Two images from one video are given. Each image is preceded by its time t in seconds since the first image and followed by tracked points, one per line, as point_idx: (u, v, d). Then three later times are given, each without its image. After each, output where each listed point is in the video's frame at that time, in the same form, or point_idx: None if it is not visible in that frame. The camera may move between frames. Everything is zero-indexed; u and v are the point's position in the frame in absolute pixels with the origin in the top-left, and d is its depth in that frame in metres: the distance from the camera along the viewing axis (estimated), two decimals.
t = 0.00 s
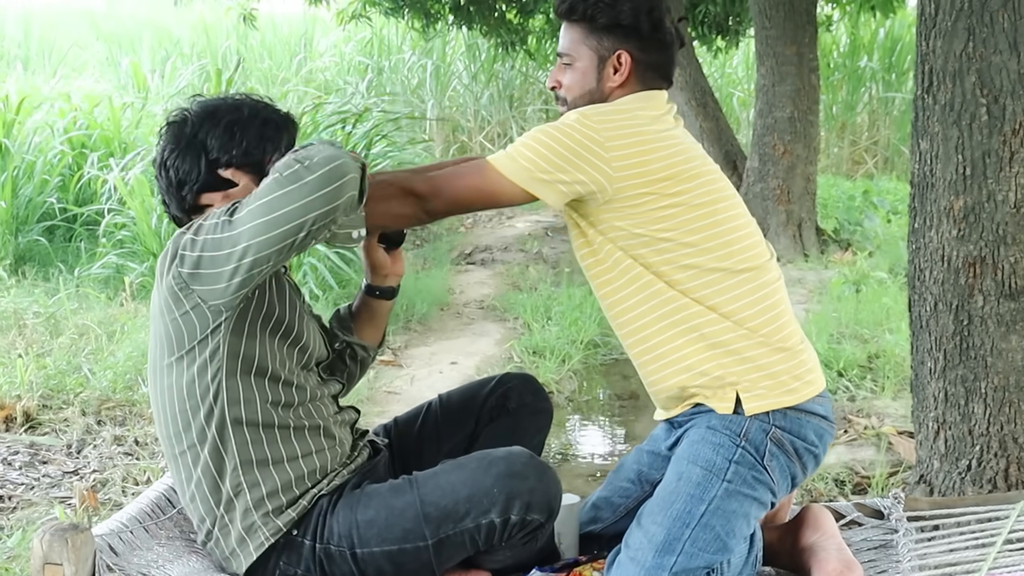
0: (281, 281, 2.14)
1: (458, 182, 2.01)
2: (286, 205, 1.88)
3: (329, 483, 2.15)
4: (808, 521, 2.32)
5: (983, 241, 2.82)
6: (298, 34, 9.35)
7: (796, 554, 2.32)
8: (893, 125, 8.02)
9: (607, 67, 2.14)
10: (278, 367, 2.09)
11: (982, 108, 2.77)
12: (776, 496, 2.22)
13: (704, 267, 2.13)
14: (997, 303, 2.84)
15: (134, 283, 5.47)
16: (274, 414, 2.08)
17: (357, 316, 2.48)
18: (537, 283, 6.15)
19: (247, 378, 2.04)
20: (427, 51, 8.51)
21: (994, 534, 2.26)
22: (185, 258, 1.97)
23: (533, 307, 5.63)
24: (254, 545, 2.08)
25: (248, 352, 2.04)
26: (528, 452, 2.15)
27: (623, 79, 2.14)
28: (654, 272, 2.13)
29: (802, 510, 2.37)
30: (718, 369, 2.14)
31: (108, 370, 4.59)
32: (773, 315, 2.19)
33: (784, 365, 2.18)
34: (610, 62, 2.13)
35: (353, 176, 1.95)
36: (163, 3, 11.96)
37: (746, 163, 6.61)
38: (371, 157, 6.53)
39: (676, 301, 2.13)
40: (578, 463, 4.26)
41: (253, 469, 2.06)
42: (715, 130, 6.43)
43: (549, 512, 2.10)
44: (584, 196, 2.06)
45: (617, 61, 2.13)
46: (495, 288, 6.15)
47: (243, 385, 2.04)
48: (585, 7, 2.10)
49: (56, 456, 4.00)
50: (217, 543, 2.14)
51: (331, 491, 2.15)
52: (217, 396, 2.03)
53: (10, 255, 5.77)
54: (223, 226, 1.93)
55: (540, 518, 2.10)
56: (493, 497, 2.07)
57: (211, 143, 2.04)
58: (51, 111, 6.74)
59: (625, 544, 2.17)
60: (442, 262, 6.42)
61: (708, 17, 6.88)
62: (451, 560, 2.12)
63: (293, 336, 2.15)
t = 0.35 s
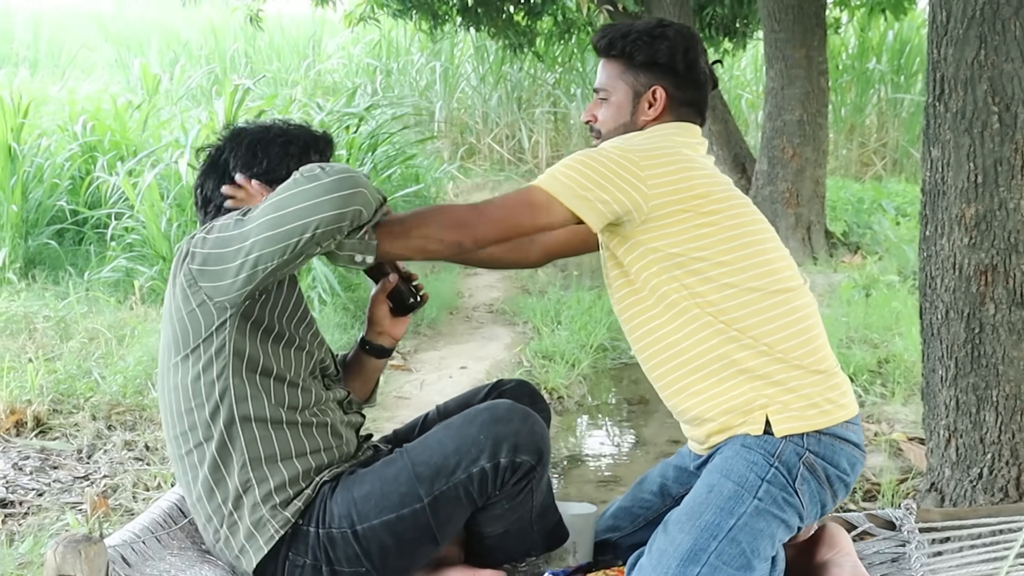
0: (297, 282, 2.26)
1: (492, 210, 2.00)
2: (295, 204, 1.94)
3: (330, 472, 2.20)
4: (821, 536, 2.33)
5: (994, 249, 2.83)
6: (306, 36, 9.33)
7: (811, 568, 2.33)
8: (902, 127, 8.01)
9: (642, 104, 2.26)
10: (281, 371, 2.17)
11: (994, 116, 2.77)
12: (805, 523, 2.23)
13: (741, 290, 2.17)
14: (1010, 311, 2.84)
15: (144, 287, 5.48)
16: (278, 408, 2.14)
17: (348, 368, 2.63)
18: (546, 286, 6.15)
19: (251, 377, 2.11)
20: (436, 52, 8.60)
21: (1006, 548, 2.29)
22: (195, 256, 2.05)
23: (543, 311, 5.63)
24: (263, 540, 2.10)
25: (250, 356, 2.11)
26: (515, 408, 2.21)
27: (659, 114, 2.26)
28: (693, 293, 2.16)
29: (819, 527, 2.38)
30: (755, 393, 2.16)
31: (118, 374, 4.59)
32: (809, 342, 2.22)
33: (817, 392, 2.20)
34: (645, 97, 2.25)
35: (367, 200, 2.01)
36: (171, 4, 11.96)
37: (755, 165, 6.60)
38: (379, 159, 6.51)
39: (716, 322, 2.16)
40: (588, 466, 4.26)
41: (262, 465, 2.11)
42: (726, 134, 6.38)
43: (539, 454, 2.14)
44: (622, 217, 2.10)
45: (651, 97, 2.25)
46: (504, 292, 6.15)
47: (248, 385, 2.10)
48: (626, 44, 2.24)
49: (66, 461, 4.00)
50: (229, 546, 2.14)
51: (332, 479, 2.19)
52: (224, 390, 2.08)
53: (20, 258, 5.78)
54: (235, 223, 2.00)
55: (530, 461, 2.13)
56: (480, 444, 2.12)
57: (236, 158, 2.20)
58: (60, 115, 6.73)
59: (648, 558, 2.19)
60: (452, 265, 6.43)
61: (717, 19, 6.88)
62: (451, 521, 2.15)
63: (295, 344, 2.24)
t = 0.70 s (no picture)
0: (312, 282, 2.28)
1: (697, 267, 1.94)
2: (317, 201, 2.02)
3: (347, 473, 2.20)
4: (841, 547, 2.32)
5: (1006, 252, 2.83)
6: (316, 37, 9.35)
7: None
8: (913, 128, 8.02)
9: (739, 109, 2.25)
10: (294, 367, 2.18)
11: (1005, 119, 2.78)
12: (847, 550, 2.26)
13: (874, 326, 2.23)
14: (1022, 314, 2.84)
15: (155, 288, 5.49)
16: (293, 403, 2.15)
17: (400, 365, 2.66)
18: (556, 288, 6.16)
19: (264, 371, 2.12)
20: (445, 53, 8.57)
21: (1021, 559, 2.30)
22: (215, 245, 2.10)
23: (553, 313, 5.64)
24: (273, 530, 2.10)
25: (262, 350, 2.12)
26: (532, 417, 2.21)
27: (752, 120, 2.24)
28: (838, 323, 2.19)
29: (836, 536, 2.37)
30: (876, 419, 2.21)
31: (129, 375, 4.60)
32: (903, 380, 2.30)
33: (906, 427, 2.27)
34: (740, 103, 2.23)
35: (401, 200, 2.10)
36: (182, 6, 12.00)
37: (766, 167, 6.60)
38: (390, 160, 6.52)
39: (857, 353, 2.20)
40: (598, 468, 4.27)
41: (275, 458, 2.11)
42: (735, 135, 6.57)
43: (552, 466, 2.15)
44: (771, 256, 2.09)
45: (746, 102, 2.23)
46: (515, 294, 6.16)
47: (261, 377, 2.12)
48: (712, 51, 2.23)
49: (78, 463, 4.01)
50: (238, 538, 2.15)
51: (348, 478, 2.20)
52: (236, 381, 2.10)
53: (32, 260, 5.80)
54: (258, 218, 2.07)
55: (544, 473, 2.14)
56: (494, 454, 2.13)
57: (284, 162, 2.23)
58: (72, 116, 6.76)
59: (694, 537, 2.26)
60: (462, 267, 6.45)
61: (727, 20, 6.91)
62: (463, 529, 2.16)
63: (309, 347, 2.24)
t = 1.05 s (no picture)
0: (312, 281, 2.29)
1: (879, 369, 1.81)
2: (286, 217, 2.01)
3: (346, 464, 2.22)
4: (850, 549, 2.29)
5: (1012, 251, 2.84)
6: (325, 38, 9.36)
7: None
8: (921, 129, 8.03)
9: (822, 176, 2.14)
10: (291, 363, 2.21)
11: (1011, 118, 2.81)
12: None
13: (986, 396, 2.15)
14: None
15: (162, 288, 5.50)
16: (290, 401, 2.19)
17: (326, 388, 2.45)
18: (564, 288, 6.16)
19: (262, 373, 2.16)
20: (454, 55, 8.56)
21: None
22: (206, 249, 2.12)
23: (560, 313, 5.64)
24: (278, 525, 2.14)
25: (258, 355, 2.15)
26: (534, 405, 2.20)
27: (836, 188, 2.14)
28: (958, 396, 2.10)
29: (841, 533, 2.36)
30: (982, 488, 2.14)
31: (137, 375, 4.61)
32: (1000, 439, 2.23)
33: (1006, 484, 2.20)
34: (825, 170, 2.13)
35: (370, 216, 2.08)
36: (191, 6, 12.03)
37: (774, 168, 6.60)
38: (397, 161, 6.54)
39: (979, 427, 2.13)
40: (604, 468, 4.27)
41: (275, 456, 2.15)
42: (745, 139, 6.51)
43: (552, 455, 2.13)
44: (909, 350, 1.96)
45: (830, 171, 2.12)
46: (522, 294, 6.16)
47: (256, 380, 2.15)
48: (801, 116, 2.13)
49: (85, 462, 4.02)
50: (238, 537, 2.18)
51: (349, 470, 2.22)
52: (232, 387, 2.14)
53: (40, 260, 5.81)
54: (238, 230, 2.09)
55: (542, 461, 2.13)
56: (493, 443, 2.13)
57: (267, 171, 2.24)
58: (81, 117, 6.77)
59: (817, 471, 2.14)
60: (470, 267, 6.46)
61: (735, 20, 6.94)
62: (465, 520, 2.16)
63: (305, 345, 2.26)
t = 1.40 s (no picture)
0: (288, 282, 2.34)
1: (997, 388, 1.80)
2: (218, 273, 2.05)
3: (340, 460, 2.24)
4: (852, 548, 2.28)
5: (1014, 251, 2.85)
6: (331, 38, 9.38)
7: None
8: (928, 130, 8.04)
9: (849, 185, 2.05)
10: (273, 367, 2.24)
11: (1013, 118, 2.81)
12: None
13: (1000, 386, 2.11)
14: None
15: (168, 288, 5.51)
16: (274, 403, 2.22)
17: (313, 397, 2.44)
18: (569, 288, 6.17)
19: (242, 380, 2.21)
20: (461, 55, 8.58)
21: None
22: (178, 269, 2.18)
23: (565, 313, 5.65)
24: (272, 524, 2.16)
25: (237, 365, 2.20)
26: (530, 403, 2.21)
27: (867, 189, 2.05)
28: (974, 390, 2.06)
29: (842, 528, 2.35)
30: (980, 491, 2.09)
31: (142, 374, 4.63)
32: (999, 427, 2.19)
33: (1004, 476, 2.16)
34: (850, 177, 2.04)
35: (297, 276, 2.04)
36: (197, 6, 12.04)
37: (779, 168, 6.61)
38: (403, 161, 6.55)
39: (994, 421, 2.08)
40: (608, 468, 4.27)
41: (264, 459, 2.18)
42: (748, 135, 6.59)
43: (548, 452, 2.14)
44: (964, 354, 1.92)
45: (855, 175, 2.04)
46: (527, 294, 6.17)
47: (236, 389, 2.20)
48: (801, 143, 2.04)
49: (90, 461, 4.03)
50: (234, 539, 2.22)
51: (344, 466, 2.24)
52: (210, 400, 2.20)
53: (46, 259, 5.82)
54: (199, 253, 2.13)
55: (539, 458, 2.13)
56: (490, 440, 2.13)
57: (229, 174, 2.30)
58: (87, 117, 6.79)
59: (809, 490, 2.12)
60: (475, 266, 6.46)
61: (740, 21, 6.95)
62: (462, 516, 2.17)
63: (286, 340, 2.30)
